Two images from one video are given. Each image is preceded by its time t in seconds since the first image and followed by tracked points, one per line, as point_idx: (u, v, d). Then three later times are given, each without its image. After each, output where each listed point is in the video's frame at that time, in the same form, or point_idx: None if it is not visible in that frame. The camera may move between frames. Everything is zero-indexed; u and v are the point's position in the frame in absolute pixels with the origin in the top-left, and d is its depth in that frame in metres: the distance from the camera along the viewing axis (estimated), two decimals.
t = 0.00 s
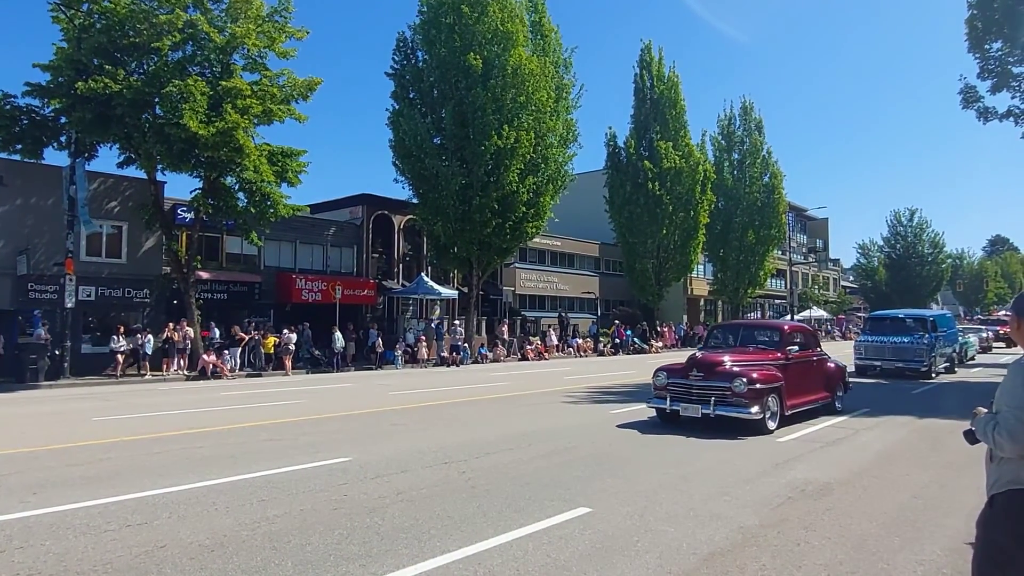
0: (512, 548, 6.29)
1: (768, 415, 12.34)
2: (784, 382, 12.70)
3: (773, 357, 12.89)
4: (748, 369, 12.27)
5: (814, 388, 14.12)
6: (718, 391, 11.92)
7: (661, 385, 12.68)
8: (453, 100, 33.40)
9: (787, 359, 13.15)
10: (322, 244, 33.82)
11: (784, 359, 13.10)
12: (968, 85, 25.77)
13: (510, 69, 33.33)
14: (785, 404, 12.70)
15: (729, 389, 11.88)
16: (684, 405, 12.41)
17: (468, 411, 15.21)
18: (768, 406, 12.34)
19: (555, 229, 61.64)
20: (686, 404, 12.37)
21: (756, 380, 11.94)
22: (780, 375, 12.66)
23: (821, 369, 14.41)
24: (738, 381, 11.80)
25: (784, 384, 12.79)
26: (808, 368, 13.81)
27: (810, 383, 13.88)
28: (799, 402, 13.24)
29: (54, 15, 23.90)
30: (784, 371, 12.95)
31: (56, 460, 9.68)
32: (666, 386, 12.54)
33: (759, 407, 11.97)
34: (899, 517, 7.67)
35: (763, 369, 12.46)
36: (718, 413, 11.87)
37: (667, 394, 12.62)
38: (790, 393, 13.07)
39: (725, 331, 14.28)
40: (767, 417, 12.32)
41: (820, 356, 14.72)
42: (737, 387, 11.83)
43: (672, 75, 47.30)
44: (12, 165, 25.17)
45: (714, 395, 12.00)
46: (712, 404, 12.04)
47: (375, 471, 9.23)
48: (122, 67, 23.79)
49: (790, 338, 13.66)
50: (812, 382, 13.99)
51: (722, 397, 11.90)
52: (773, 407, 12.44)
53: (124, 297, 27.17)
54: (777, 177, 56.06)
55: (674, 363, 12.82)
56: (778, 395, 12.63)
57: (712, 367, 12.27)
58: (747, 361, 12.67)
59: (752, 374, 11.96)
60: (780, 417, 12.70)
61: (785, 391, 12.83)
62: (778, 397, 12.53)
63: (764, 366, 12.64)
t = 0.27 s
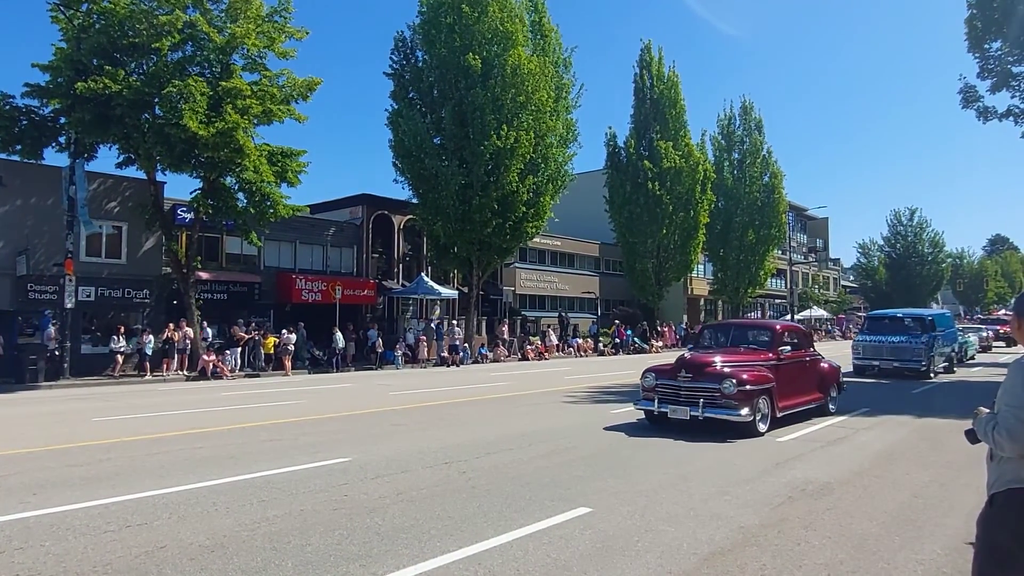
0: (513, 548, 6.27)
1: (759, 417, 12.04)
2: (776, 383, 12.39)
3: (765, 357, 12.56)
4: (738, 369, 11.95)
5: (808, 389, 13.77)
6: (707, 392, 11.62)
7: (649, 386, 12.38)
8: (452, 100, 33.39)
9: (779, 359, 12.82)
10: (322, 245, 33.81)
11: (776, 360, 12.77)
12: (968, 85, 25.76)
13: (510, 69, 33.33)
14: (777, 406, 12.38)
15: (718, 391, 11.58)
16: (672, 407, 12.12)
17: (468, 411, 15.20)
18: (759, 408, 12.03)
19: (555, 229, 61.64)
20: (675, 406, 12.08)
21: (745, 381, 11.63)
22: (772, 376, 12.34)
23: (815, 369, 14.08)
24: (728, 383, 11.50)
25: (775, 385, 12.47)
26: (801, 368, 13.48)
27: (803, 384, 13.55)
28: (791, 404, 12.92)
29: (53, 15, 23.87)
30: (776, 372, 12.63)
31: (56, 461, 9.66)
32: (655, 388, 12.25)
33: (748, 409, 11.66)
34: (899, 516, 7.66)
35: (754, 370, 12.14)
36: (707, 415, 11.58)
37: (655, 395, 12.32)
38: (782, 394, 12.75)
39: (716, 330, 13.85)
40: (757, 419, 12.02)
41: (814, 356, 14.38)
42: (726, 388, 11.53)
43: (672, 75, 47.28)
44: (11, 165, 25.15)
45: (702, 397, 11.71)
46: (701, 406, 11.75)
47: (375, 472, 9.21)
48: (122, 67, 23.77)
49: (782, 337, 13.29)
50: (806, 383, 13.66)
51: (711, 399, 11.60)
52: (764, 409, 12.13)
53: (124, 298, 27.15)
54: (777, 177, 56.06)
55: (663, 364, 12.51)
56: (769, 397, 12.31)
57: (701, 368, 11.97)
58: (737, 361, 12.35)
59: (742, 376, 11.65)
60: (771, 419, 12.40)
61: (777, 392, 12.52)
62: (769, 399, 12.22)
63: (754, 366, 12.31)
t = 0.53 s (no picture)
0: (515, 547, 6.25)
1: (750, 418, 11.69)
2: (768, 383, 12.02)
3: (757, 356, 12.18)
4: (729, 369, 11.58)
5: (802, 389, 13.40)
6: (697, 393, 11.26)
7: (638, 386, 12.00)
8: (453, 99, 33.38)
9: (772, 358, 12.44)
10: (323, 244, 33.79)
11: (768, 359, 12.40)
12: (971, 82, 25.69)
13: (511, 68, 33.28)
14: (768, 407, 12.02)
15: (708, 391, 11.21)
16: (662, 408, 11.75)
17: (470, 410, 15.18)
18: (750, 408, 11.67)
19: (556, 228, 61.62)
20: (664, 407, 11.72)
21: (736, 382, 11.27)
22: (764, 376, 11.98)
23: (810, 368, 13.70)
24: (717, 384, 11.13)
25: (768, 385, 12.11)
26: (795, 368, 13.10)
27: (797, 384, 13.17)
28: (783, 404, 12.57)
29: (53, 15, 23.86)
30: (768, 371, 12.26)
31: (57, 461, 9.65)
32: (643, 388, 11.88)
33: (739, 410, 11.31)
34: (902, 515, 7.62)
35: (745, 369, 11.77)
36: (696, 417, 11.23)
37: (643, 396, 11.96)
38: (775, 394, 12.39)
39: (708, 327, 13.47)
40: (749, 420, 11.66)
41: (809, 355, 13.99)
42: (716, 389, 11.16)
43: (673, 73, 47.22)
44: (13, 165, 25.14)
45: (692, 398, 11.34)
46: (690, 407, 11.40)
47: (377, 471, 9.19)
48: (123, 67, 23.74)
49: (776, 336, 12.89)
50: (799, 383, 13.29)
51: (700, 399, 11.25)
52: (755, 410, 11.78)
53: (125, 298, 27.13)
54: (778, 175, 56.01)
55: (652, 364, 12.14)
56: (761, 397, 11.95)
57: (691, 368, 11.59)
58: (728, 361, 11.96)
59: (732, 375, 11.28)
60: (763, 419, 12.04)
61: (769, 393, 12.16)
62: (761, 399, 11.86)
63: (746, 366, 11.94)
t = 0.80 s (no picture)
0: (516, 546, 6.25)
1: (740, 420, 11.32)
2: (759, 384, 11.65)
3: (748, 355, 11.82)
4: (718, 370, 11.21)
5: (794, 389, 13.04)
6: (684, 394, 10.89)
7: (625, 388, 11.63)
8: (454, 98, 33.38)
9: (763, 358, 12.09)
10: (324, 243, 33.79)
11: (760, 359, 12.04)
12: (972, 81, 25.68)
13: (511, 68, 33.28)
14: (759, 408, 11.65)
15: (696, 392, 10.85)
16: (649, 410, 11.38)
17: (471, 410, 15.17)
18: (740, 410, 11.30)
19: (556, 227, 61.63)
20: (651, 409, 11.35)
21: (725, 382, 10.90)
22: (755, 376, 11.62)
23: (803, 368, 13.35)
24: (706, 384, 10.77)
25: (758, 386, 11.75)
26: (786, 368, 12.75)
27: (789, 384, 12.81)
28: (775, 406, 12.21)
29: (53, 15, 23.87)
30: (759, 372, 11.90)
31: (59, 461, 9.65)
32: (630, 389, 11.50)
33: (729, 412, 10.94)
34: (903, 514, 7.61)
35: (735, 370, 11.41)
36: (684, 419, 10.86)
37: (630, 398, 11.58)
38: (766, 395, 12.04)
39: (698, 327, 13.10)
40: (738, 422, 11.29)
41: (802, 355, 13.63)
42: (705, 390, 10.80)
43: (674, 72, 47.17)
44: (14, 165, 25.16)
45: (679, 399, 10.98)
46: (678, 408, 11.03)
47: (378, 470, 9.19)
48: (123, 67, 23.73)
49: (767, 335, 12.55)
50: (792, 384, 12.93)
51: (689, 401, 10.88)
52: (745, 411, 11.41)
53: (126, 298, 27.13)
54: (779, 174, 56.00)
55: (640, 364, 11.76)
56: (751, 398, 11.59)
57: (679, 368, 11.24)
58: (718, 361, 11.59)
59: (721, 376, 10.92)
60: (754, 421, 11.68)
61: (760, 394, 11.79)
62: (751, 400, 11.49)
63: (736, 366, 11.58)
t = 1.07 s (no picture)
0: (516, 545, 6.25)
1: (728, 422, 10.95)
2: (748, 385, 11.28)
3: (737, 356, 11.42)
4: (706, 370, 10.83)
5: (785, 390, 12.68)
6: (670, 396, 10.53)
7: (610, 389, 11.27)
8: (454, 98, 33.38)
9: (753, 358, 11.71)
10: (324, 243, 33.79)
11: (750, 359, 11.66)
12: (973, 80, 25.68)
13: (511, 67, 33.28)
14: (748, 410, 11.29)
15: (683, 394, 10.48)
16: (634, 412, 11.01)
17: (471, 409, 15.16)
18: (728, 412, 10.92)
19: (557, 227, 61.64)
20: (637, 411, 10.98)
21: (713, 384, 10.53)
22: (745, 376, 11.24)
23: (795, 369, 12.98)
24: (693, 386, 10.39)
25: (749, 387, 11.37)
26: (778, 368, 12.37)
27: (780, 386, 12.45)
28: (766, 407, 11.84)
29: (54, 15, 23.89)
30: (749, 372, 11.53)
31: (60, 460, 9.65)
32: (615, 391, 11.15)
33: (716, 414, 10.57)
34: (903, 513, 7.61)
35: (725, 370, 11.02)
36: (670, 421, 10.49)
37: (615, 399, 11.22)
38: (757, 396, 11.66)
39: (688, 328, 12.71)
40: (726, 425, 10.93)
41: (794, 355, 13.26)
42: (691, 391, 10.42)
43: (674, 71, 47.13)
44: (15, 165, 25.18)
45: (665, 401, 10.61)
46: (664, 410, 10.66)
47: (378, 470, 9.19)
48: (124, 67, 23.75)
49: (757, 335, 12.18)
50: (783, 385, 12.56)
51: (674, 403, 10.52)
52: (734, 413, 11.04)
53: (126, 297, 27.13)
54: (779, 173, 55.99)
55: (626, 364, 11.39)
56: (741, 400, 11.21)
57: (665, 369, 10.87)
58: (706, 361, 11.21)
59: (709, 377, 10.54)
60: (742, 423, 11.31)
61: (750, 395, 11.42)
62: (740, 402, 11.12)
63: (725, 366, 11.20)
